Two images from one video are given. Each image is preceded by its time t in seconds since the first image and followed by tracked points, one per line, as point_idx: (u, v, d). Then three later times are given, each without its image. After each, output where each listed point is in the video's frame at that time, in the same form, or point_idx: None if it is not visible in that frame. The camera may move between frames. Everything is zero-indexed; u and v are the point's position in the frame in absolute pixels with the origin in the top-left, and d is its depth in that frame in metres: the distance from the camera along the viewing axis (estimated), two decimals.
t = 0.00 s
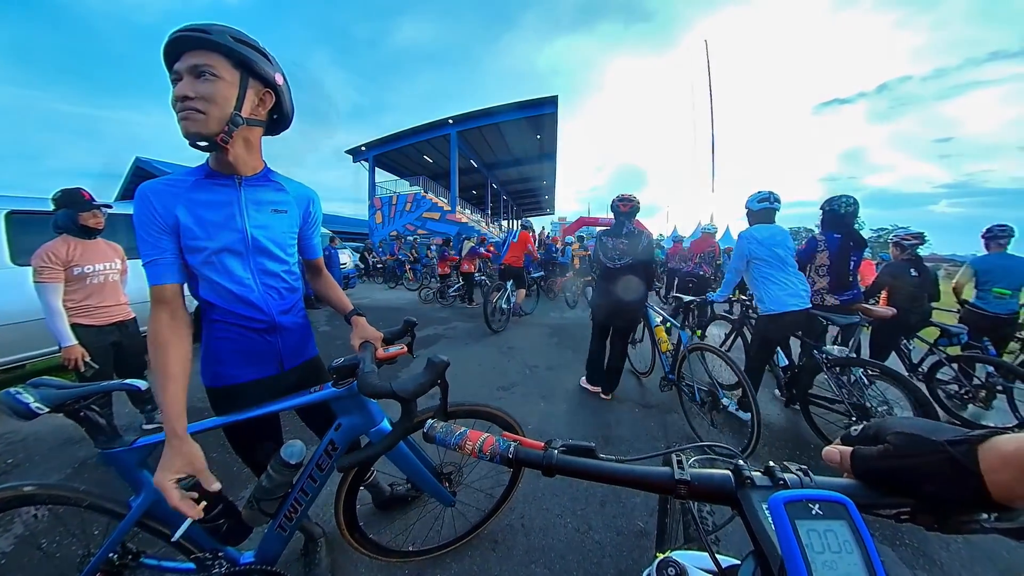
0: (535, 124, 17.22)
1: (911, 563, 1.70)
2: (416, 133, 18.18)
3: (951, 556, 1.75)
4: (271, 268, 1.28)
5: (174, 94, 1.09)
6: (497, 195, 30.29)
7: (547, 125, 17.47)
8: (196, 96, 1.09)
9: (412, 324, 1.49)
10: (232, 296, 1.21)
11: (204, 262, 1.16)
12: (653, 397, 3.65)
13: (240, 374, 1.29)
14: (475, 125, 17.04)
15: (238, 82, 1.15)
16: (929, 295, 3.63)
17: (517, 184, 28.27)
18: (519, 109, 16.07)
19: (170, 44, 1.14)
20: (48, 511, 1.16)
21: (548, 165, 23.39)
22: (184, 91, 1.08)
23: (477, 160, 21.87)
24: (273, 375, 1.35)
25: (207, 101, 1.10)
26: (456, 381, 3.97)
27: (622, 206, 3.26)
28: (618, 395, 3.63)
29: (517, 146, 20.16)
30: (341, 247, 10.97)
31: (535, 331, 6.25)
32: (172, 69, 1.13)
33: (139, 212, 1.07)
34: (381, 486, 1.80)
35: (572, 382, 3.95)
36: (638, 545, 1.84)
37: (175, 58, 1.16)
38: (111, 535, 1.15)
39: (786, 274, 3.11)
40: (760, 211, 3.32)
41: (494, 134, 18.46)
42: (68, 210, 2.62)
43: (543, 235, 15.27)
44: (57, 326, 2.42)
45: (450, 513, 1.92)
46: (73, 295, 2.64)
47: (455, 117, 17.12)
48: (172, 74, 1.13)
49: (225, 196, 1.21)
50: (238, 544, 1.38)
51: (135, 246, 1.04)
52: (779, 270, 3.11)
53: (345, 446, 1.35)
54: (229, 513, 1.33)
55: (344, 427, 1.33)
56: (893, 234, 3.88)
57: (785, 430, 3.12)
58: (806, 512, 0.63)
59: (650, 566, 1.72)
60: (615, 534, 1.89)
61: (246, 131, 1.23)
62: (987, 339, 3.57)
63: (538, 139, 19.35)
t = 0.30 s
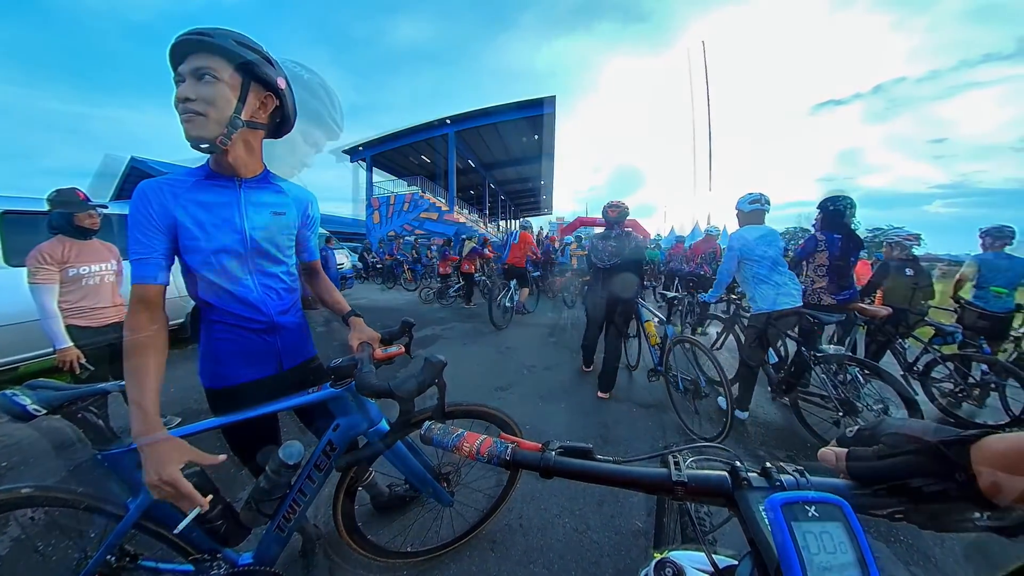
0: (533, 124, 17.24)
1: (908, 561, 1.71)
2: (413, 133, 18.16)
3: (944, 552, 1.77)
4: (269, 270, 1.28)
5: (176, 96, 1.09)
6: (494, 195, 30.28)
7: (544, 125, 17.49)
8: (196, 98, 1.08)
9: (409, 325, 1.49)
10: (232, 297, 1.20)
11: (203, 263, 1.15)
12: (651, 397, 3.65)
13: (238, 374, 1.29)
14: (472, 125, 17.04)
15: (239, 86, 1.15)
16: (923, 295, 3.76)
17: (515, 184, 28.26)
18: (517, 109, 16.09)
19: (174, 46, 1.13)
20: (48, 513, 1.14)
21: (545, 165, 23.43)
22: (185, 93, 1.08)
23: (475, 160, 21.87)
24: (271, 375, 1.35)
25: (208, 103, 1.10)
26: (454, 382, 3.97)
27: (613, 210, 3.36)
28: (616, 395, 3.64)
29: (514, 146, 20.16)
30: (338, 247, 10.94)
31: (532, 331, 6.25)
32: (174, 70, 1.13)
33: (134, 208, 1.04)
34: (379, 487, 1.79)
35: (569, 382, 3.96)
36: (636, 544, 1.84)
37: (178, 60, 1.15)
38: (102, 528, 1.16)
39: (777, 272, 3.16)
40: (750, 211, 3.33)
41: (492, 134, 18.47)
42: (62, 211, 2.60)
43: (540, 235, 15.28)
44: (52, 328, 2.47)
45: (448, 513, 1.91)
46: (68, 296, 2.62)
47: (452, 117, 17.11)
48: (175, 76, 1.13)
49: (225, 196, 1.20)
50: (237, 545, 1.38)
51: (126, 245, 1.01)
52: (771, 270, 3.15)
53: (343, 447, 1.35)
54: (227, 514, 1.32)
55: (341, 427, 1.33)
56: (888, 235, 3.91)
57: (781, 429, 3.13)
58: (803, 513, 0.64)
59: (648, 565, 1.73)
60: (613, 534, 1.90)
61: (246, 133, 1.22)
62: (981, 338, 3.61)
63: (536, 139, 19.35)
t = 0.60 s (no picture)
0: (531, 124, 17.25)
1: (903, 557, 1.73)
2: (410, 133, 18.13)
3: (939, 549, 1.78)
4: (267, 270, 1.28)
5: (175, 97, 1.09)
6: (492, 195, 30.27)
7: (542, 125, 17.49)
8: (196, 100, 1.08)
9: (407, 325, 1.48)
10: (229, 297, 1.20)
11: (200, 264, 1.14)
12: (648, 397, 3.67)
13: (238, 376, 1.28)
14: (470, 125, 17.04)
15: (240, 87, 1.14)
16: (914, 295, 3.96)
17: (513, 184, 28.25)
18: (515, 109, 16.08)
19: (174, 47, 1.12)
20: (43, 517, 1.14)
21: (544, 165, 23.45)
22: (184, 95, 1.08)
23: (472, 160, 21.84)
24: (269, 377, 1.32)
25: (207, 105, 1.09)
26: (452, 382, 3.97)
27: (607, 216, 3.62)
28: (613, 395, 3.65)
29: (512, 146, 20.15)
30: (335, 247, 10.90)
31: (530, 332, 6.26)
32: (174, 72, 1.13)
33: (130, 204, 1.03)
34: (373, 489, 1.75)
35: (567, 383, 3.97)
36: (634, 543, 1.85)
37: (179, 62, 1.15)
38: (94, 527, 1.12)
39: (769, 274, 3.32)
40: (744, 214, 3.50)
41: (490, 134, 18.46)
42: (58, 211, 2.58)
43: (538, 235, 15.29)
44: (47, 329, 2.45)
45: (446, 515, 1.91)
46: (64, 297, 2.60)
47: (450, 117, 17.10)
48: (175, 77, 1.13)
49: (225, 195, 1.20)
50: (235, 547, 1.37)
51: (118, 245, 0.99)
52: (764, 271, 3.30)
53: (341, 447, 1.34)
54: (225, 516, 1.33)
55: (339, 428, 1.32)
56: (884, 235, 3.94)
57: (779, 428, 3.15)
58: (799, 515, 0.65)
59: (646, 564, 1.74)
60: (611, 534, 1.90)
61: (246, 135, 1.22)
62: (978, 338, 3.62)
63: (533, 139, 19.36)
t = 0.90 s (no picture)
0: (528, 124, 17.26)
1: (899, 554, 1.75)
2: (408, 133, 18.11)
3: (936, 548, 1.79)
4: (265, 271, 1.29)
5: (170, 95, 1.10)
6: (491, 196, 30.33)
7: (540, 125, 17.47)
8: (190, 99, 1.09)
9: (402, 327, 1.48)
10: (228, 298, 1.19)
11: (198, 265, 1.13)
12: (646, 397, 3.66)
13: (234, 379, 1.28)
14: (468, 125, 17.01)
15: (236, 87, 1.14)
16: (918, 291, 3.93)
17: (511, 184, 28.25)
18: (514, 108, 16.05)
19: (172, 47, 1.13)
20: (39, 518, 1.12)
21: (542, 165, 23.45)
22: (179, 94, 1.09)
23: (469, 160, 21.82)
24: (267, 378, 1.32)
25: (201, 104, 1.10)
26: (450, 383, 3.96)
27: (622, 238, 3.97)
28: (611, 395, 3.66)
29: (510, 145, 20.11)
30: (332, 247, 10.86)
31: (528, 332, 6.26)
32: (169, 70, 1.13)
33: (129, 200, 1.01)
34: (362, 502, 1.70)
35: (565, 384, 3.96)
36: (632, 544, 1.85)
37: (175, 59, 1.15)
38: (91, 532, 1.10)
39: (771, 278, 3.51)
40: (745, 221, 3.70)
41: (488, 133, 18.42)
42: (54, 211, 2.56)
43: (536, 235, 15.30)
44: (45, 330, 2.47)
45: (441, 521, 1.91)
46: (59, 298, 2.58)
47: (448, 116, 17.07)
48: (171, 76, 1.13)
49: (226, 194, 1.20)
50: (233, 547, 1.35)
51: (118, 246, 0.96)
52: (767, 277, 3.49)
53: (336, 449, 1.35)
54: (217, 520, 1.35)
55: (337, 428, 1.33)
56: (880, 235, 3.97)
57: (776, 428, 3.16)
58: (801, 511, 0.67)
59: (644, 565, 1.74)
60: (610, 536, 1.90)
61: (242, 135, 1.21)
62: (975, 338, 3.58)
63: (530, 140, 19.36)
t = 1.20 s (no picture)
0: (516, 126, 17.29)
1: (885, 544, 1.81)
2: (395, 133, 17.91)
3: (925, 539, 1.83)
4: (263, 270, 1.25)
5: (176, 96, 1.06)
6: (478, 197, 30.30)
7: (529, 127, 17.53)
8: (196, 100, 1.04)
9: (391, 329, 1.42)
10: (227, 298, 1.14)
11: (198, 264, 1.06)
12: (638, 396, 3.68)
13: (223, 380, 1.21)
14: (456, 126, 16.92)
15: (240, 87, 1.07)
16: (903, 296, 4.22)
17: (498, 186, 28.24)
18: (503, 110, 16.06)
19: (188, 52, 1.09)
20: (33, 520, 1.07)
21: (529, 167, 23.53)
22: (184, 95, 1.04)
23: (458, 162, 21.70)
24: (264, 379, 1.27)
25: (207, 105, 1.05)
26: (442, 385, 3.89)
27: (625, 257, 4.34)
28: (605, 395, 3.68)
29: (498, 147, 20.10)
30: (318, 247, 10.60)
31: (519, 333, 6.24)
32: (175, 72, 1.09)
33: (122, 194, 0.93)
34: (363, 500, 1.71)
35: (558, 384, 3.95)
36: (630, 544, 1.85)
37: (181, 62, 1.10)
38: (85, 538, 1.03)
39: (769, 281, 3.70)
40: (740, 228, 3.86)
41: (476, 135, 18.35)
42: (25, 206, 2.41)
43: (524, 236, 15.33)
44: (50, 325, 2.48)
45: (437, 524, 1.90)
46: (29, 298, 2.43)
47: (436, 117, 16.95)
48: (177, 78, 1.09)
49: (226, 192, 1.15)
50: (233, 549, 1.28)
51: (113, 242, 0.88)
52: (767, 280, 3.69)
53: (324, 455, 1.28)
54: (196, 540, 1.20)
55: (323, 436, 1.28)
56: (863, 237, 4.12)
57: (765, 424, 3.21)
58: (796, 495, 0.67)
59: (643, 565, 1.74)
60: (607, 537, 1.89)
61: (247, 139, 1.14)
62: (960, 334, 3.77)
63: (520, 142, 19.35)
